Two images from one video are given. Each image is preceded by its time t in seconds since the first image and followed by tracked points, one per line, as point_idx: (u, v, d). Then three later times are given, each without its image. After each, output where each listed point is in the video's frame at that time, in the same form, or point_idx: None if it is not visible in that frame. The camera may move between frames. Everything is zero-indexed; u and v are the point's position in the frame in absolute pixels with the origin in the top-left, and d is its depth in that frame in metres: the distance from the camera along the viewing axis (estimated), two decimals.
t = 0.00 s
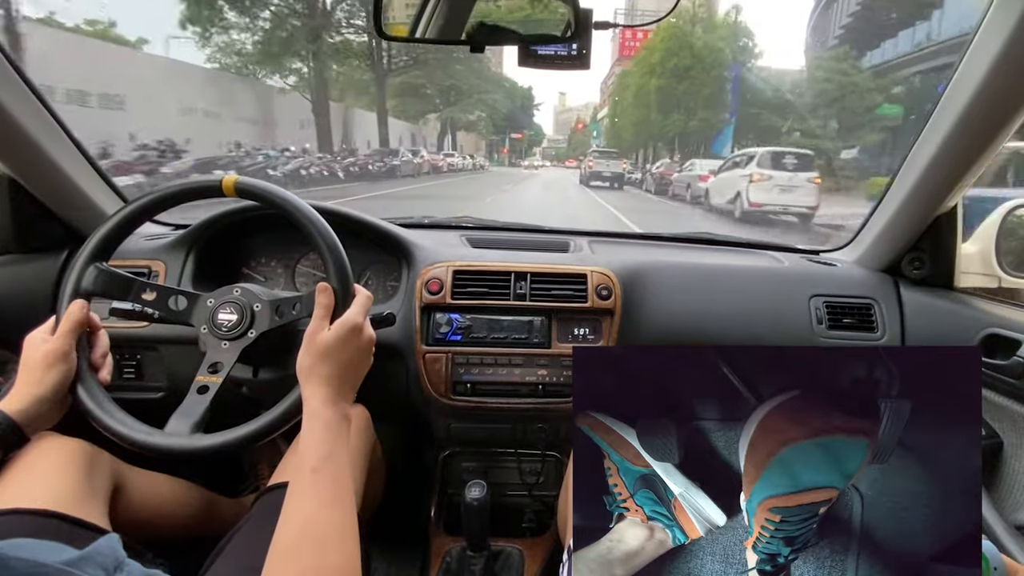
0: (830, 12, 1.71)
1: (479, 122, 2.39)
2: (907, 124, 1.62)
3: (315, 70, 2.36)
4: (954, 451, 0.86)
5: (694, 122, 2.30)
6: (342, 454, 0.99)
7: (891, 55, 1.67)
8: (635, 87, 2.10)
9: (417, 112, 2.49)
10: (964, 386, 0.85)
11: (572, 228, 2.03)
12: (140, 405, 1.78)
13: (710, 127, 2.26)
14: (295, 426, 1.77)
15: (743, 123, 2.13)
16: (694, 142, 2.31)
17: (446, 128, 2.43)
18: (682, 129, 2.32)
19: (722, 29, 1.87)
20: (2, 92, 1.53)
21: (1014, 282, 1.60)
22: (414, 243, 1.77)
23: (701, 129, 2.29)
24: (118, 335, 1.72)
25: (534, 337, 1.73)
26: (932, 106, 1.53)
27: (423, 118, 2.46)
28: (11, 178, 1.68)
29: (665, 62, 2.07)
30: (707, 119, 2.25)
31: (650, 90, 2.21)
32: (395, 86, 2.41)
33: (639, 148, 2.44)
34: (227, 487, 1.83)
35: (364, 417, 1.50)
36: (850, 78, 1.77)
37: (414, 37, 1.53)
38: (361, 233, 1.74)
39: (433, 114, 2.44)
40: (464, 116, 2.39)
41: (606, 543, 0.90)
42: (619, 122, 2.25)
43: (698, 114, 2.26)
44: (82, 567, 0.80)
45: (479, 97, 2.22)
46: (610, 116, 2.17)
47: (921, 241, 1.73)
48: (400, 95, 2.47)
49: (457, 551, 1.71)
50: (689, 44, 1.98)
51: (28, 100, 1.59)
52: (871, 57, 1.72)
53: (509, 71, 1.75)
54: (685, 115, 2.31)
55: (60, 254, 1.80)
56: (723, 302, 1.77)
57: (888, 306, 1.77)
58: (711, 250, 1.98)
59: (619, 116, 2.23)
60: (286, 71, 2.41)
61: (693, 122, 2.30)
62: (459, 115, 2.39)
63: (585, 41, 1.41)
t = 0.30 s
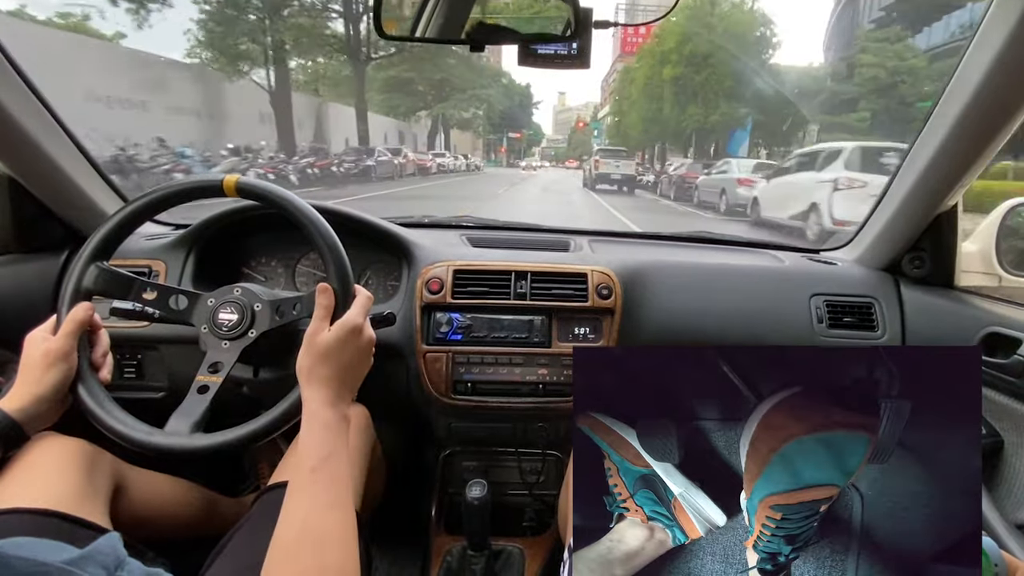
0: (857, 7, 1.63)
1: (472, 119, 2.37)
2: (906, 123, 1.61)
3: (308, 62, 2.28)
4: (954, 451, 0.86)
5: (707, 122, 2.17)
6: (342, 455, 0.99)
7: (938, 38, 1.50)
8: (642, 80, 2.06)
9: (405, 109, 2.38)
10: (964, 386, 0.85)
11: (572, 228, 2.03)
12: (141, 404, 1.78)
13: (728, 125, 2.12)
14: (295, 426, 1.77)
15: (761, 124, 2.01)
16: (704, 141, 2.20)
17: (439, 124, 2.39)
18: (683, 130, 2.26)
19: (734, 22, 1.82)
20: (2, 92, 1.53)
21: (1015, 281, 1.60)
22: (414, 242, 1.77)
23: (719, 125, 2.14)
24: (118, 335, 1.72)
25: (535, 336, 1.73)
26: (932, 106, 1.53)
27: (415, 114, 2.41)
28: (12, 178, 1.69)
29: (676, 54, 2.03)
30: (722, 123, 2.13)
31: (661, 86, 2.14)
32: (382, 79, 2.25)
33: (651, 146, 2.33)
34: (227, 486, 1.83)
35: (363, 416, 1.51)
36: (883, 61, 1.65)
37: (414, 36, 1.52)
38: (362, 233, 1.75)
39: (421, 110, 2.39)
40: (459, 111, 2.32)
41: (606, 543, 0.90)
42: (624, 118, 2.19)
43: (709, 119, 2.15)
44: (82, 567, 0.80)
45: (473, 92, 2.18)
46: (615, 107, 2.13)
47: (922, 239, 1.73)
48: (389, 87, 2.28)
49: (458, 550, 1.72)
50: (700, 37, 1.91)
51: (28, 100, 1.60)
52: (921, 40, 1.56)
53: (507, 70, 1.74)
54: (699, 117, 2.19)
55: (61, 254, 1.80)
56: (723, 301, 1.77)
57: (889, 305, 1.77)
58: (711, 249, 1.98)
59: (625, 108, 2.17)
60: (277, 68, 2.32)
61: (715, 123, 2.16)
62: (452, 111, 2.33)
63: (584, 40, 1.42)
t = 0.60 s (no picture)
0: None
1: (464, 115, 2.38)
2: (907, 121, 1.61)
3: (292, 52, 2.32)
4: (955, 450, 0.86)
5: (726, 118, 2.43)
6: (341, 456, 0.99)
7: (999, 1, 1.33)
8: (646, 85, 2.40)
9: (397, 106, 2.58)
10: (965, 386, 0.85)
11: (572, 227, 2.03)
12: (141, 403, 1.78)
13: (753, 118, 2.20)
14: (295, 424, 1.77)
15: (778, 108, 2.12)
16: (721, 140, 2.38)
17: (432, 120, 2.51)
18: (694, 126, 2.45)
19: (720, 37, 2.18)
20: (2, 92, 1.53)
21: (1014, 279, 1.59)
22: (414, 241, 1.77)
23: (743, 116, 2.24)
24: (119, 334, 1.72)
25: (535, 335, 1.73)
26: (931, 104, 1.53)
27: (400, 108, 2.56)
28: (12, 177, 1.69)
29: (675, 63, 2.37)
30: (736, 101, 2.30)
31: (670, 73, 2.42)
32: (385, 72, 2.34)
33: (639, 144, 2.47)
34: (228, 485, 1.83)
35: (363, 415, 1.51)
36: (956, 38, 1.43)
37: (412, 35, 1.52)
38: (361, 232, 1.74)
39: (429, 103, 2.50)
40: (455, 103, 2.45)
41: (607, 543, 0.91)
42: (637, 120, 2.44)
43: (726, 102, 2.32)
44: (85, 566, 0.80)
45: (465, 84, 2.26)
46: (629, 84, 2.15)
47: (922, 238, 1.73)
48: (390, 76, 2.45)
49: (458, 549, 1.72)
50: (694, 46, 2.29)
51: (28, 100, 1.59)
52: None
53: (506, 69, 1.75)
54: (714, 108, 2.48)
55: (61, 253, 1.80)
56: (723, 300, 1.77)
57: (889, 303, 1.76)
58: (712, 248, 1.98)
59: (632, 100, 2.32)
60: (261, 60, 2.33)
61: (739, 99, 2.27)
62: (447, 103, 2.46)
63: (584, 39, 1.41)
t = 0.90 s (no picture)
0: None
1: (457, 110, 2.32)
2: (907, 123, 1.61)
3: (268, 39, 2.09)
4: (954, 452, 0.86)
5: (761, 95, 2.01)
6: (340, 459, 0.99)
7: None
8: (658, 82, 2.06)
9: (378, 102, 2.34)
10: (964, 388, 0.85)
11: (572, 229, 2.03)
12: (141, 407, 1.78)
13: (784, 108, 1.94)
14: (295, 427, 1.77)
15: (802, 95, 1.88)
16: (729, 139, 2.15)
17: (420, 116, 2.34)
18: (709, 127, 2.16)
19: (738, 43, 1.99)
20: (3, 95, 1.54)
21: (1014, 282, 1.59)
22: (414, 245, 1.77)
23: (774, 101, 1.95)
24: (118, 338, 1.72)
25: (535, 338, 1.73)
26: (931, 107, 1.53)
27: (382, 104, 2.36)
28: (13, 181, 1.69)
29: (694, 59, 2.02)
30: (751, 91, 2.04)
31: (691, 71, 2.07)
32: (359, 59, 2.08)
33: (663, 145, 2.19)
34: (228, 488, 1.83)
35: (362, 418, 1.51)
36: None
37: (414, 38, 1.54)
38: (362, 235, 1.75)
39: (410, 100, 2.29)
40: (441, 99, 2.25)
41: (606, 543, 0.90)
42: (643, 113, 2.12)
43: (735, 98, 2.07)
44: (84, 567, 0.80)
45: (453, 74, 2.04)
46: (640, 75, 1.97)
47: (922, 240, 1.72)
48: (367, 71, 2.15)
49: (459, 553, 1.72)
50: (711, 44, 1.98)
51: (30, 104, 1.60)
52: None
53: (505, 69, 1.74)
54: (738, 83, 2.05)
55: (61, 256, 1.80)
56: (723, 302, 1.77)
57: (889, 306, 1.77)
58: (712, 250, 1.98)
59: (640, 94, 2.07)
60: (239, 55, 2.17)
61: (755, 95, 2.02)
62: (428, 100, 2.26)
63: (584, 41, 1.42)
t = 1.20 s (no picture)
0: None
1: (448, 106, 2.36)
2: (905, 124, 1.61)
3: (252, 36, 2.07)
4: (955, 452, 0.86)
5: (820, 73, 1.87)
6: (338, 460, 1.00)
7: None
8: (666, 72, 2.06)
9: (360, 97, 2.36)
10: (964, 389, 0.85)
11: (571, 229, 2.03)
12: (138, 405, 1.77)
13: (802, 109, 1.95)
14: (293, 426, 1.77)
15: (850, 88, 1.76)
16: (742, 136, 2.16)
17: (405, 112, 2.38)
18: (733, 118, 2.14)
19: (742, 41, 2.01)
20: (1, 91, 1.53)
21: (1012, 283, 1.59)
22: (413, 243, 1.76)
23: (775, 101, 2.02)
24: (116, 336, 1.72)
25: (533, 337, 1.73)
26: (930, 107, 1.53)
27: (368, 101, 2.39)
28: (11, 178, 1.68)
29: (702, 52, 2.02)
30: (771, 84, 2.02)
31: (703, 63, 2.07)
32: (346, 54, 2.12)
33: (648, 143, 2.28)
34: (226, 487, 1.83)
35: (361, 418, 1.50)
36: None
37: (412, 37, 1.54)
38: (360, 233, 1.75)
39: (393, 92, 2.26)
40: (428, 93, 2.24)
41: (606, 543, 0.90)
42: (652, 107, 2.15)
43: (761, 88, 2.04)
44: (86, 565, 0.79)
45: (440, 66, 1.99)
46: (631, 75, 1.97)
47: (921, 240, 1.73)
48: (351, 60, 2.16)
49: (457, 552, 1.72)
50: (714, 38, 1.97)
51: (29, 103, 1.60)
52: None
53: (503, 66, 1.74)
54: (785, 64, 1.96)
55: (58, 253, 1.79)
56: (722, 302, 1.77)
57: (887, 306, 1.77)
58: (711, 250, 1.98)
59: (645, 88, 2.09)
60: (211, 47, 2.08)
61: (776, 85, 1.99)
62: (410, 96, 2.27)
63: (584, 41, 1.43)
